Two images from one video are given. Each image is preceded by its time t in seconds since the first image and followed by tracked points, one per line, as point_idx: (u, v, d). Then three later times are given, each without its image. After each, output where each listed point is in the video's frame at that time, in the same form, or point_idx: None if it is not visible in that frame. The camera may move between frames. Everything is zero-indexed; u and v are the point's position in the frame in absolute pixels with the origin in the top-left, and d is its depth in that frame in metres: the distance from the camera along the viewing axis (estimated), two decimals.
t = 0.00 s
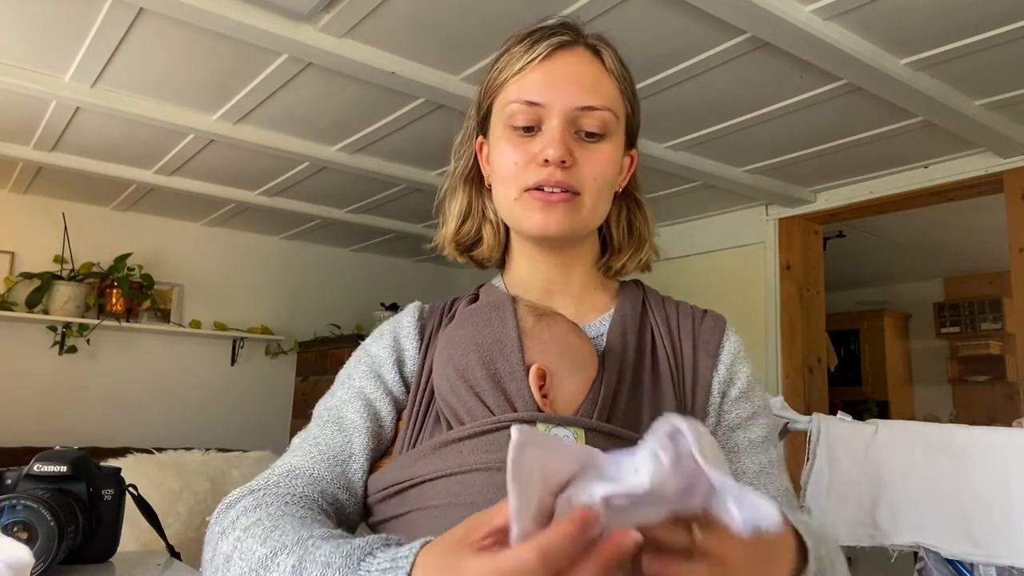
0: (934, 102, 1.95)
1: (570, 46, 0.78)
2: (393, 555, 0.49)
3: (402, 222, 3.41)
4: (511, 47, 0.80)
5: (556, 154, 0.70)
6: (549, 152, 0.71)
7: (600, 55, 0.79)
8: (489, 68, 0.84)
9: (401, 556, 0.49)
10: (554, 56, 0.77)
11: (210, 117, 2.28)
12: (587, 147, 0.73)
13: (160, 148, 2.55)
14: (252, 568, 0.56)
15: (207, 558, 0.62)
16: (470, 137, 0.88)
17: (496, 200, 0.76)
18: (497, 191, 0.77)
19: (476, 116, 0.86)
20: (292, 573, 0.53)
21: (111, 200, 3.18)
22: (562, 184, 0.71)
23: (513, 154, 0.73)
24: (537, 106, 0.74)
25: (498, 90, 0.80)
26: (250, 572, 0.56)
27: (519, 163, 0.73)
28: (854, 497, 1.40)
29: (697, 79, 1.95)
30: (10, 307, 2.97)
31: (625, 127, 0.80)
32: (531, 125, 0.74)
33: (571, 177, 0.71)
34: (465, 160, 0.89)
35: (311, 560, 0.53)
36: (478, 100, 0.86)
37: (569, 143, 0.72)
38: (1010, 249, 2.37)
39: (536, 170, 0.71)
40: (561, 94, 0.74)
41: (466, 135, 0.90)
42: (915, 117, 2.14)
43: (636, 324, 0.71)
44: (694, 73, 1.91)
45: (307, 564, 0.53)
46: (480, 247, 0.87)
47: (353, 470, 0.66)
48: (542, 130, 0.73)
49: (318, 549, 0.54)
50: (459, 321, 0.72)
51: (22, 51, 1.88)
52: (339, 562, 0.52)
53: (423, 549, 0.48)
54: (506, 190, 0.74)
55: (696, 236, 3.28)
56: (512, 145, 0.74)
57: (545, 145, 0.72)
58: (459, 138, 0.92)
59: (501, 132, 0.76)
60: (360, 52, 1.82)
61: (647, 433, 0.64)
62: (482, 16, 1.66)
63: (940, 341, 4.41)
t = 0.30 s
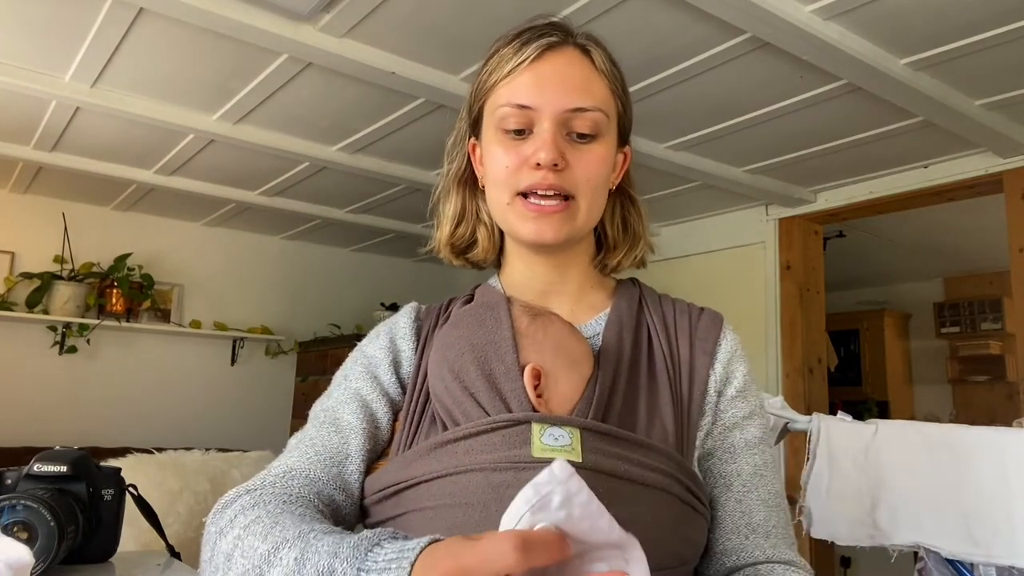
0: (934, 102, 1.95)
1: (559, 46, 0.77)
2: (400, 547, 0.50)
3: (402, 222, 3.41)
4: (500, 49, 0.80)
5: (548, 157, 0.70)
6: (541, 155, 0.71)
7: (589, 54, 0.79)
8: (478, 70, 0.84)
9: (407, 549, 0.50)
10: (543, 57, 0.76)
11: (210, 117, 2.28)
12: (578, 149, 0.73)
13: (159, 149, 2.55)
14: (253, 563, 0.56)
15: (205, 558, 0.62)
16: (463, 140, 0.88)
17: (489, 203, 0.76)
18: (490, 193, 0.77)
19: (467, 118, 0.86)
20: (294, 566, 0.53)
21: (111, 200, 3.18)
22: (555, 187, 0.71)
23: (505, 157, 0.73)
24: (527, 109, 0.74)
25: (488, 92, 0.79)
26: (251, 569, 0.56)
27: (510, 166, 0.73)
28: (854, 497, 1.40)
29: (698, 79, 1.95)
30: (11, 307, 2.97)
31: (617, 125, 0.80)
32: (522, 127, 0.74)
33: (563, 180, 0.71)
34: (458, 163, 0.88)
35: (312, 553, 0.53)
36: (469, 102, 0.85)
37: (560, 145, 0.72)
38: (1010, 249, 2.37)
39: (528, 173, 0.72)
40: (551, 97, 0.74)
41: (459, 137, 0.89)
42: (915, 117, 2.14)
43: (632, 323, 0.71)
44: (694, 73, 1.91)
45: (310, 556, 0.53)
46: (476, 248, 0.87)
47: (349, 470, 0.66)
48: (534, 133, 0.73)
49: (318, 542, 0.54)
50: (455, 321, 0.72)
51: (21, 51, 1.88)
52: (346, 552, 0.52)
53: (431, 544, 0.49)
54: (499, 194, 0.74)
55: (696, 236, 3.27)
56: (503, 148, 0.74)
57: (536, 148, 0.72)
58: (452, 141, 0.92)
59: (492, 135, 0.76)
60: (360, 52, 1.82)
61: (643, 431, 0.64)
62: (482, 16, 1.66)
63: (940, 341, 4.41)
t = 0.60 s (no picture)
0: (934, 102, 1.95)
1: (554, 47, 0.77)
2: (416, 549, 0.51)
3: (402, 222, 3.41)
4: (495, 51, 0.80)
5: (545, 160, 0.70)
6: (538, 159, 0.71)
7: (585, 54, 0.78)
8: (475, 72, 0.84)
9: (423, 553, 0.50)
10: (538, 59, 0.76)
11: (211, 117, 2.28)
12: (576, 150, 0.73)
13: (160, 148, 2.55)
14: (260, 564, 0.56)
15: (208, 558, 0.62)
16: (461, 143, 0.88)
17: (489, 206, 0.76)
18: (489, 196, 0.77)
19: (465, 121, 0.86)
20: (306, 564, 0.53)
21: (111, 200, 3.18)
22: (553, 189, 0.71)
23: (503, 160, 0.73)
24: (523, 112, 0.74)
25: (485, 96, 0.79)
26: (259, 568, 0.56)
27: (508, 170, 0.73)
28: (854, 497, 1.40)
29: (697, 79, 1.95)
30: (10, 307, 2.97)
31: (614, 124, 0.80)
32: (519, 131, 0.74)
33: (561, 182, 0.71)
34: (457, 165, 0.88)
35: (324, 551, 0.53)
36: (466, 105, 0.85)
37: (557, 147, 0.72)
38: (1010, 249, 2.37)
39: (525, 176, 0.72)
40: (548, 99, 0.73)
41: (458, 139, 0.89)
42: (915, 117, 2.14)
43: (632, 323, 0.71)
44: (694, 73, 1.91)
45: (321, 555, 0.53)
46: (476, 250, 0.87)
47: (351, 472, 0.66)
48: (530, 135, 0.73)
49: (326, 543, 0.54)
50: (457, 321, 0.72)
51: (20, 51, 1.88)
52: (362, 552, 0.52)
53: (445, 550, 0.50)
54: (498, 197, 0.74)
55: (696, 236, 3.27)
56: (501, 151, 0.74)
57: (533, 150, 0.72)
58: (451, 143, 0.91)
59: (490, 139, 0.76)
60: (360, 52, 1.82)
61: (644, 432, 0.64)
62: (482, 16, 1.66)
63: (939, 342, 4.41)
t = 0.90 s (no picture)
0: (934, 102, 1.95)
1: (541, 48, 0.77)
2: (399, 555, 0.51)
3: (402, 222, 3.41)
4: (484, 56, 0.80)
5: (535, 162, 0.70)
6: (528, 161, 0.71)
7: (572, 54, 0.78)
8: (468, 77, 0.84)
9: (406, 560, 0.50)
10: (526, 61, 0.76)
11: (211, 117, 2.28)
12: (567, 150, 0.72)
13: (160, 148, 2.55)
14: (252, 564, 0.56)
15: (204, 558, 0.62)
16: (458, 146, 0.88)
17: (484, 209, 0.77)
18: (484, 200, 0.77)
19: (461, 124, 0.86)
20: (292, 570, 0.54)
21: (111, 200, 3.18)
22: (545, 190, 0.71)
23: (495, 163, 0.74)
24: (513, 114, 0.74)
25: (476, 100, 0.80)
26: (249, 570, 0.56)
27: (500, 173, 0.73)
28: (854, 497, 1.40)
29: (697, 79, 1.95)
30: (11, 307, 2.97)
31: (606, 121, 0.79)
32: (509, 133, 0.74)
33: (552, 182, 0.71)
34: (455, 168, 0.89)
35: (311, 557, 0.53)
36: (461, 108, 0.85)
37: (548, 148, 0.72)
38: (1010, 249, 2.37)
39: (517, 178, 0.72)
40: (536, 100, 0.73)
41: (454, 142, 0.89)
42: (915, 117, 2.14)
43: (632, 323, 0.71)
44: (694, 73, 1.91)
45: (309, 560, 0.53)
46: (475, 252, 0.87)
47: (348, 472, 0.66)
48: (521, 137, 0.73)
49: (316, 547, 0.54)
50: (455, 321, 0.72)
51: (21, 51, 1.88)
52: (343, 562, 0.52)
53: (429, 557, 0.50)
54: (492, 200, 0.74)
55: (696, 236, 3.27)
56: (493, 154, 0.74)
57: (523, 152, 0.72)
58: (448, 146, 0.92)
59: (481, 142, 0.76)
60: (360, 52, 1.82)
61: (643, 431, 0.64)
62: (482, 16, 1.66)
63: (939, 342, 4.41)
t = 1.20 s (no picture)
0: (934, 102, 1.95)
1: (531, 45, 0.78)
2: (393, 560, 0.52)
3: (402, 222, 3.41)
4: (477, 55, 0.80)
5: (527, 155, 0.70)
6: (520, 153, 0.71)
7: (564, 50, 0.79)
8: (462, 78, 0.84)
9: (400, 566, 0.51)
10: (517, 58, 0.77)
11: (211, 117, 2.28)
12: (559, 143, 0.72)
13: (160, 148, 2.55)
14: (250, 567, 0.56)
15: (203, 560, 0.62)
16: (455, 150, 0.88)
17: (482, 207, 0.76)
18: (480, 198, 0.77)
19: (457, 126, 0.86)
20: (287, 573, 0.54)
21: (111, 200, 3.18)
22: (537, 183, 0.71)
23: (490, 159, 0.74)
24: (505, 109, 0.74)
25: (469, 100, 0.80)
26: (245, 573, 0.56)
27: (495, 168, 0.73)
28: (854, 497, 1.40)
29: (697, 79, 1.95)
30: (11, 307, 2.97)
31: (600, 118, 0.80)
32: (503, 129, 0.74)
33: (545, 175, 0.71)
34: (453, 171, 0.89)
35: (306, 561, 0.54)
36: (457, 110, 0.85)
37: (539, 141, 0.71)
38: (1010, 248, 2.37)
39: (511, 172, 0.71)
40: (528, 95, 0.74)
41: (451, 146, 0.90)
42: (915, 117, 2.14)
43: (631, 324, 0.71)
44: (694, 73, 1.91)
45: (304, 564, 0.54)
46: (474, 256, 0.87)
47: (347, 473, 0.66)
48: (514, 132, 0.73)
49: (312, 550, 0.54)
50: (455, 321, 0.72)
51: (21, 51, 1.88)
52: (335, 568, 0.52)
53: (423, 563, 0.50)
54: (488, 197, 0.74)
55: (696, 236, 3.27)
56: (487, 150, 0.74)
57: (516, 146, 0.72)
58: (446, 149, 0.92)
59: (475, 139, 0.76)
60: (360, 51, 1.82)
61: (643, 432, 0.64)
62: (482, 16, 1.66)
63: (939, 342, 4.41)
